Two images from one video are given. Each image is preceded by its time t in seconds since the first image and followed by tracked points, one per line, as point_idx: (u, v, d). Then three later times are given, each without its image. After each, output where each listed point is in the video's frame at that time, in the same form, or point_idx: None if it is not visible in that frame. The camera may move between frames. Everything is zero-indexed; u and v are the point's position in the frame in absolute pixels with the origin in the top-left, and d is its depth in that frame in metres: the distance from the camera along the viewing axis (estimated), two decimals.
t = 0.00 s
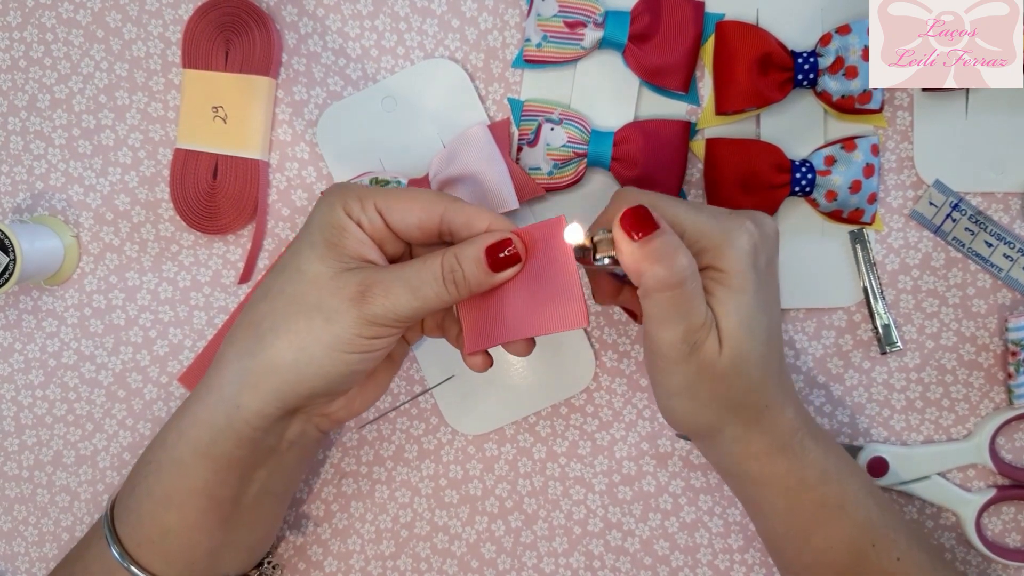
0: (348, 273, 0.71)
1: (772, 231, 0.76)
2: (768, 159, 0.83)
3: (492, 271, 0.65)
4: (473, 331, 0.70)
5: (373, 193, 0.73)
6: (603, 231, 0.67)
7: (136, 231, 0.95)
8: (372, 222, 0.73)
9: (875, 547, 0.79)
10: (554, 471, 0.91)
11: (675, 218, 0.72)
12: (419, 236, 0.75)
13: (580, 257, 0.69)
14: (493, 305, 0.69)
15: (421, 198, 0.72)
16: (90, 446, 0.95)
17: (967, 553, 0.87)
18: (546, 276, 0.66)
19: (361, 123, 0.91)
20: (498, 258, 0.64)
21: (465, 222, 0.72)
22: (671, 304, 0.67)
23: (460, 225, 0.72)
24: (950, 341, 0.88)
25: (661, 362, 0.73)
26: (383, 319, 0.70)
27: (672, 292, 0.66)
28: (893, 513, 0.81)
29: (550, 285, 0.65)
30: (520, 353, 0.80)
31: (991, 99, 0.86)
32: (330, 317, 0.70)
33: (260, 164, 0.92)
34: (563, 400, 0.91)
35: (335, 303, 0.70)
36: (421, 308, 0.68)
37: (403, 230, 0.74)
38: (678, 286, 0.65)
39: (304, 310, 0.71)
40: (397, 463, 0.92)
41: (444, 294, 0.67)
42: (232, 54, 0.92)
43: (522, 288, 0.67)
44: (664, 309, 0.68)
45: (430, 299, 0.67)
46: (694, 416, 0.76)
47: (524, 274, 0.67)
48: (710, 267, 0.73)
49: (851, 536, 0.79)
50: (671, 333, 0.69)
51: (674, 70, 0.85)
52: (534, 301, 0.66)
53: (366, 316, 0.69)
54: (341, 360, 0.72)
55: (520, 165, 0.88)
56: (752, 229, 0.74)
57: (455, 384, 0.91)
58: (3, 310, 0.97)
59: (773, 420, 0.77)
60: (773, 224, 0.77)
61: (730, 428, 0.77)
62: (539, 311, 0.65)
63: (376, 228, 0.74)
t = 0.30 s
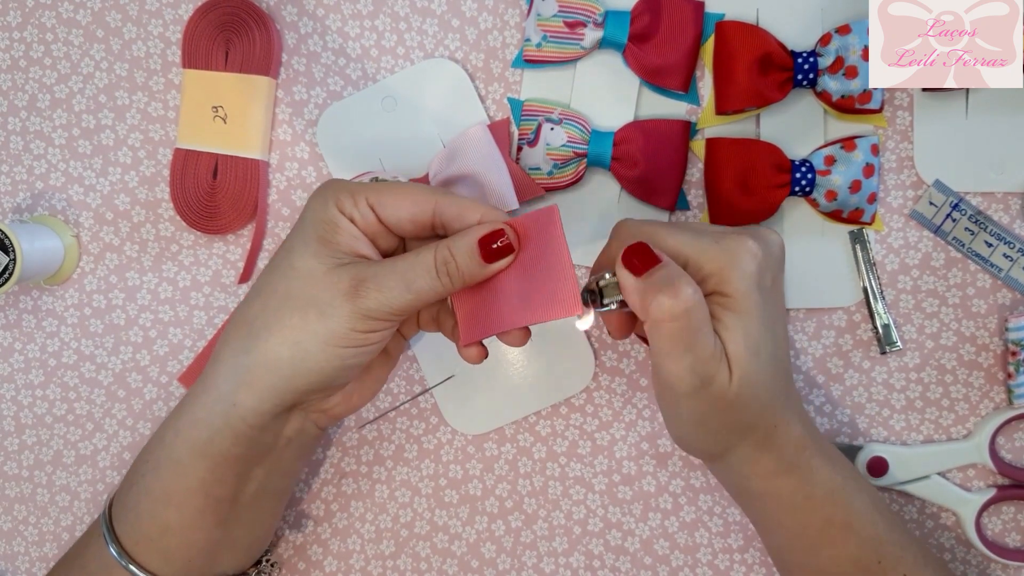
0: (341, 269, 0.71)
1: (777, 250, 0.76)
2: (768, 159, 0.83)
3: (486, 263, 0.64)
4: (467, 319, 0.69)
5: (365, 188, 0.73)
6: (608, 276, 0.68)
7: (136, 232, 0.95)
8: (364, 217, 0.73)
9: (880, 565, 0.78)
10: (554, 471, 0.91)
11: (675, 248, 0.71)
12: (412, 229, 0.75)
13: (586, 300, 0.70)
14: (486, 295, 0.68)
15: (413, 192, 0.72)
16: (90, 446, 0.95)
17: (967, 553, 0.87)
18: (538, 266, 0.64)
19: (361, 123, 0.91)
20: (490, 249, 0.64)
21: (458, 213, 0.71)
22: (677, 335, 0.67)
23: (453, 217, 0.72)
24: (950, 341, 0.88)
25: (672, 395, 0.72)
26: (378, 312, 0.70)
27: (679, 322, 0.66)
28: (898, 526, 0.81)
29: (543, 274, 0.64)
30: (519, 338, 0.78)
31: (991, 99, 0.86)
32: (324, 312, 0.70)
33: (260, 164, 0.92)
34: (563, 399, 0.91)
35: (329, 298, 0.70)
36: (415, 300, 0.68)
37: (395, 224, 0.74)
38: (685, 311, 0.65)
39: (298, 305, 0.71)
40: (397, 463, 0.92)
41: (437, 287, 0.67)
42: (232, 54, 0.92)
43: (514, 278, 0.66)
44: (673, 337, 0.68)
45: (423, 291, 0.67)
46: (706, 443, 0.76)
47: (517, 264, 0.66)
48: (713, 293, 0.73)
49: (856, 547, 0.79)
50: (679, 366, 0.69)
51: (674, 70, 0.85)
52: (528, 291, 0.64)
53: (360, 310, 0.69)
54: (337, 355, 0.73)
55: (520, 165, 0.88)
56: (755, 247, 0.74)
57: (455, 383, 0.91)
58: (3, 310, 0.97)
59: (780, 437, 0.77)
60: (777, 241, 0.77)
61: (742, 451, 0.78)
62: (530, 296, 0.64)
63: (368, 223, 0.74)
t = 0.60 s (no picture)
0: (355, 284, 0.71)
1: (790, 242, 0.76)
2: (769, 159, 0.83)
3: (499, 258, 0.66)
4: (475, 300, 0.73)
5: (358, 198, 0.72)
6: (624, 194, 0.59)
7: (136, 232, 0.95)
8: (364, 226, 0.73)
9: (887, 561, 0.79)
10: (554, 471, 0.91)
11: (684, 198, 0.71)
12: (414, 231, 0.75)
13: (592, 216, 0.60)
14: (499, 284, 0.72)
15: (409, 195, 0.72)
16: (90, 446, 0.95)
17: (967, 553, 0.87)
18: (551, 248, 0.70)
19: (361, 123, 0.91)
20: (503, 244, 0.65)
21: (460, 210, 0.72)
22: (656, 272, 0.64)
23: (455, 214, 0.73)
24: (950, 341, 0.88)
25: (646, 352, 0.70)
26: (406, 323, 0.70)
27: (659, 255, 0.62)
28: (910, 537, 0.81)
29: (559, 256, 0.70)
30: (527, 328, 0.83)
31: (991, 99, 0.86)
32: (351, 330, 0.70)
33: (261, 164, 0.92)
34: (563, 400, 0.91)
35: (352, 316, 0.70)
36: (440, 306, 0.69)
37: (396, 229, 0.74)
38: (622, 283, 0.65)
39: (320, 327, 0.71)
40: (397, 463, 0.92)
41: (459, 289, 0.68)
42: (232, 54, 0.92)
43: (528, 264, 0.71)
44: (637, 302, 0.67)
45: (446, 296, 0.68)
46: (706, 413, 0.72)
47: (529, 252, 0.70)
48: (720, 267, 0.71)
49: (865, 545, 0.79)
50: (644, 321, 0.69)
51: (674, 70, 0.85)
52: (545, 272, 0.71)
53: (388, 325, 0.70)
54: (369, 369, 0.73)
55: (521, 165, 0.88)
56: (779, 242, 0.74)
57: (455, 383, 0.91)
58: (3, 310, 0.97)
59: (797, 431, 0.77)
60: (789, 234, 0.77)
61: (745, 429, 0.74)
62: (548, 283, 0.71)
63: (369, 232, 0.74)
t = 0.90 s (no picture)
0: (368, 292, 0.70)
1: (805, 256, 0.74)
2: (769, 159, 0.83)
3: (509, 277, 0.66)
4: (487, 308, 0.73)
5: (364, 197, 0.72)
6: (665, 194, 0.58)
7: (136, 231, 0.95)
8: (372, 225, 0.73)
9: (886, 555, 0.79)
10: (554, 471, 0.91)
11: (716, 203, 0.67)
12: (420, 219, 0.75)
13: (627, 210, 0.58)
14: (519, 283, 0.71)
15: (413, 186, 0.72)
16: (90, 446, 0.95)
17: (967, 552, 0.87)
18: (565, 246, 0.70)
19: (361, 123, 0.91)
20: (513, 263, 0.66)
21: (462, 192, 0.73)
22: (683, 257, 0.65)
23: (458, 196, 0.73)
24: (950, 341, 0.88)
25: (641, 337, 0.70)
26: (420, 332, 0.70)
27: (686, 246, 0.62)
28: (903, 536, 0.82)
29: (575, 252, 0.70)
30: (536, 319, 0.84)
31: (991, 99, 0.86)
32: (366, 340, 0.70)
33: (260, 164, 0.92)
34: (563, 399, 0.91)
35: (367, 326, 0.70)
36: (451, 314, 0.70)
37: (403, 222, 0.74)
38: (630, 267, 0.66)
39: (335, 337, 0.71)
40: (397, 463, 0.92)
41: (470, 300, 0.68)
42: (232, 54, 0.92)
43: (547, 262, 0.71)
44: (639, 290, 0.67)
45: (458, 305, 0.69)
46: (694, 410, 0.72)
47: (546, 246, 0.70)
48: (730, 278, 0.69)
49: (865, 542, 0.79)
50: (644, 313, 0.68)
51: (674, 70, 0.85)
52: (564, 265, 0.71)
53: (403, 335, 0.70)
54: (384, 377, 0.73)
55: (521, 165, 0.88)
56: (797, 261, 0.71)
57: (455, 383, 0.91)
58: (3, 309, 0.97)
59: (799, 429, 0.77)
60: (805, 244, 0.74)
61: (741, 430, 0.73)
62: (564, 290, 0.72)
63: (377, 230, 0.73)
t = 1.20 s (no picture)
0: (381, 307, 0.70)
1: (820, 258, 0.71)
2: (769, 158, 0.83)
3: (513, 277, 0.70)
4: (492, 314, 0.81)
5: (369, 218, 0.70)
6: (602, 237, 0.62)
7: (136, 231, 0.95)
8: (381, 244, 0.71)
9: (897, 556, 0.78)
10: (554, 471, 0.91)
11: (699, 243, 0.64)
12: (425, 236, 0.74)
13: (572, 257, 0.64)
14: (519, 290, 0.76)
15: (419, 209, 0.70)
16: (90, 446, 0.95)
17: (967, 552, 0.87)
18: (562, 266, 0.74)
19: (362, 123, 0.91)
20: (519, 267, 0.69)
21: (468, 217, 0.71)
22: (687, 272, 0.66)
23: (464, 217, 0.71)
24: (950, 341, 0.88)
25: (656, 370, 0.72)
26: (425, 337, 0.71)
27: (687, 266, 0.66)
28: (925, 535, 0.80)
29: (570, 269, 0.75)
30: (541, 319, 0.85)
31: (991, 99, 0.86)
32: (381, 354, 0.70)
33: (261, 164, 0.92)
34: (563, 399, 0.91)
35: (384, 341, 0.70)
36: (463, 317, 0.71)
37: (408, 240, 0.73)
38: (628, 303, 0.70)
39: (348, 350, 0.71)
40: (397, 463, 0.92)
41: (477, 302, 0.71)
42: (232, 54, 0.92)
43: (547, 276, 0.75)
44: (640, 323, 0.70)
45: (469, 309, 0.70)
46: (718, 430, 0.74)
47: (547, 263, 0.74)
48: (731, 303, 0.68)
49: (875, 539, 0.78)
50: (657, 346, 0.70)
51: (674, 70, 0.85)
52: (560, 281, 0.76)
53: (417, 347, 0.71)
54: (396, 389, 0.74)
55: (521, 165, 0.88)
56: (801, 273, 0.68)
57: (455, 383, 0.91)
58: (3, 309, 0.97)
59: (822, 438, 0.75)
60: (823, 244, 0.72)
61: (760, 450, 0.75)
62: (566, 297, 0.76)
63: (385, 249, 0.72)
